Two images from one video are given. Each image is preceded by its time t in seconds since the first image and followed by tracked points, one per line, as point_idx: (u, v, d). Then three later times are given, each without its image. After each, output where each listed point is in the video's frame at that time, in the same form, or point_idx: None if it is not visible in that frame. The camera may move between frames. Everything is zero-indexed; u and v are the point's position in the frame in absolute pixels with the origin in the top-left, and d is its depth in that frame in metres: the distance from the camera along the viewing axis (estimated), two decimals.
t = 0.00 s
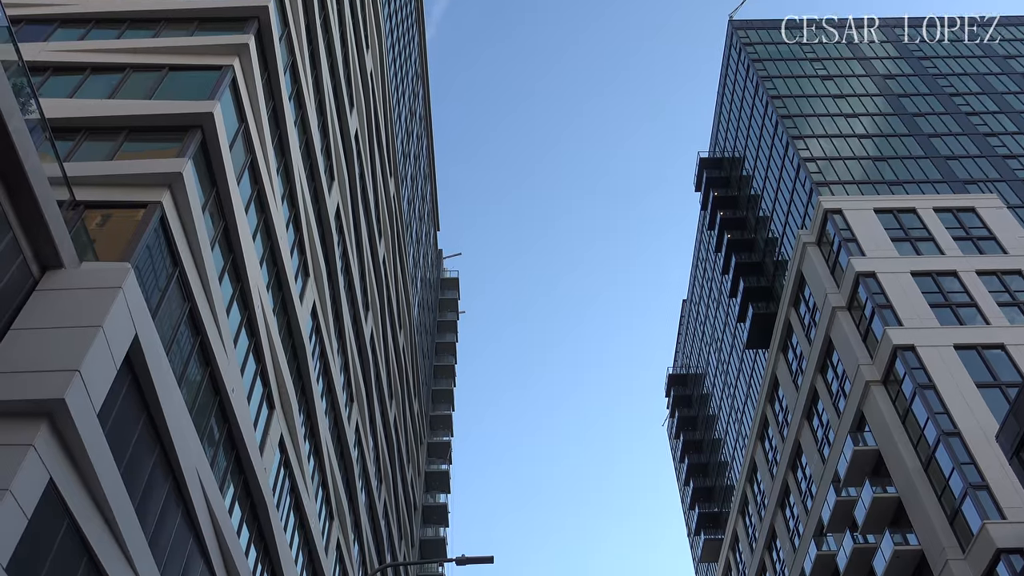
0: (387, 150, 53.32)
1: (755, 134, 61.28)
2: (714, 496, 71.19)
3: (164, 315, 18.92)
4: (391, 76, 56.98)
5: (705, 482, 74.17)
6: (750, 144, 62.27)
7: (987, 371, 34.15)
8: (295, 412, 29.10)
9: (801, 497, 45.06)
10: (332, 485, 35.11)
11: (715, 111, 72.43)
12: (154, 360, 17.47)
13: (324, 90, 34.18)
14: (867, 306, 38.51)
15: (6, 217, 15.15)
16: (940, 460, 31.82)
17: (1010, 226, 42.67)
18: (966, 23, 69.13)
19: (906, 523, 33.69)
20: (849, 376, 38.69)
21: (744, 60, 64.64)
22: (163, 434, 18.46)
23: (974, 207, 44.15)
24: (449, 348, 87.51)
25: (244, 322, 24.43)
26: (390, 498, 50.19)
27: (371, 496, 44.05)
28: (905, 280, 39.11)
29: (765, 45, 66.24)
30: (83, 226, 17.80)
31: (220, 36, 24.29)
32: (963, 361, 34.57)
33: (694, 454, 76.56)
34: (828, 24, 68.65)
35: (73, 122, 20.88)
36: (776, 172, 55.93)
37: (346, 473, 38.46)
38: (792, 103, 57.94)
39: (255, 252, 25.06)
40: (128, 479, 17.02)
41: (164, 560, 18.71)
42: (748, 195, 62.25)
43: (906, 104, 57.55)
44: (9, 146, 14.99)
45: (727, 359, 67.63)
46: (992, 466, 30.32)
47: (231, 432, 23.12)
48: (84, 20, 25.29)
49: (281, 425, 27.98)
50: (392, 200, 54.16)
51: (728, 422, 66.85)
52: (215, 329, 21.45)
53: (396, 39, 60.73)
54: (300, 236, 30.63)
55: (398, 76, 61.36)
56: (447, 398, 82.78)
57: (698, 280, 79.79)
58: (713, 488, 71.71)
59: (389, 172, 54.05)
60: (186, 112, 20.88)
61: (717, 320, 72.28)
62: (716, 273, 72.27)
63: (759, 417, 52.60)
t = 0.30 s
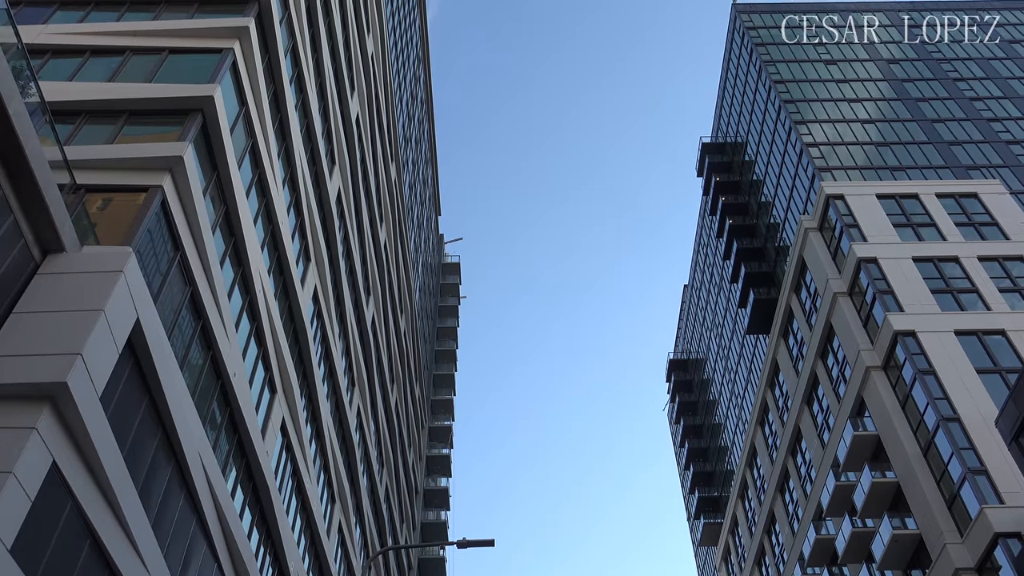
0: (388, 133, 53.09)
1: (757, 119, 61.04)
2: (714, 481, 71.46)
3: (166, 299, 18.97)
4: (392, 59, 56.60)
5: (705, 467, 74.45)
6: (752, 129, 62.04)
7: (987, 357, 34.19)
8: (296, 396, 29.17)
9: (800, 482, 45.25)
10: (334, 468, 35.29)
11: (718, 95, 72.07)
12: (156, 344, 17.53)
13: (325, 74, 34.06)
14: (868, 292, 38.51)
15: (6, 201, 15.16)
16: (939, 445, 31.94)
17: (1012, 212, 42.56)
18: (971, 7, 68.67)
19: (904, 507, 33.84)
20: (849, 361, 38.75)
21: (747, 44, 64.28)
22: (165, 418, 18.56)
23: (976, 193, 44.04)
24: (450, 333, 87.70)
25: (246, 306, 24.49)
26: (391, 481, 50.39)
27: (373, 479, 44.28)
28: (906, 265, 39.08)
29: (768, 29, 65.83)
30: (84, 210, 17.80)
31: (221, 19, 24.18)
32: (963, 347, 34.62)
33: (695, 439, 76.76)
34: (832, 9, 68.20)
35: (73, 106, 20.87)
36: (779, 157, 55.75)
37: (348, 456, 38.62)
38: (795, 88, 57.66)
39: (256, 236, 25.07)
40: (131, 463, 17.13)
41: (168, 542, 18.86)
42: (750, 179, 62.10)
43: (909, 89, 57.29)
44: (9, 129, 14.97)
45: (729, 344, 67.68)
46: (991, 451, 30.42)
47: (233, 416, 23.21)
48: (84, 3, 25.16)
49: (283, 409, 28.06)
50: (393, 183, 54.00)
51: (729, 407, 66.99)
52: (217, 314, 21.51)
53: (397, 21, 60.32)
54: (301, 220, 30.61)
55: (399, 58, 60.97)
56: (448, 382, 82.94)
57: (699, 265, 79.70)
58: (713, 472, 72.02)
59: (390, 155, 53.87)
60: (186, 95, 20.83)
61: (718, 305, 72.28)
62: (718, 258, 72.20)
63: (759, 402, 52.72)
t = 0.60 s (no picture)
0: (389, 115, 52.81)
1: (759, 102, 60.75)
2: (714, 464, 71.76)
3: (167, 282, 18.95)
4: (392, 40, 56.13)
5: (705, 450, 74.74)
6: (754, 113, 61.75)
7: (988, 342, 34.23)
8: (298, 379, 29.23)
9: (800, 466, 45.44)
10: (335, 451, 35.43)
11: (720, 78, 71.64)
12: (157, 327, 17.53)
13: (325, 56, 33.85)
14: (870, 277, 38.47)
15: (6, 183, 15.10)
16: (939, 430, 32.04)
17: (1015, 196, 42.44)
18: None
19: (903, 491, 33.99)
20: (850, 345, 38.79)
21: (750, 26, 63.85)
22: (167, 401, 18.61)
23: (979, 177, 43.91)
24: (451, 316, 87.73)
25: (247, 289, 24.50)
26: (392, 464, 50.55)
27: (375, 462, 44.46)
28: (908, 250, 39.02)
29: (771, 11, 65.35)
30: (85, 193, 17.75)
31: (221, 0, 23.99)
32: (964, 332, 34.65)
33: (695, 422, 77.03)
34: None
35: (74, 88, 20.75)
36: (781, 141, 55.53)
37: (348, 439, 38.71)
38: (798, 71, 57.35)
39: (257, 220, 25.03)
40: (134, 445, 17.19)
41: (170, 524, 18.96)
42: (752, 163, 61.90)
43: (912, 73, 56.98)
44: (9, 111, 14.89)
45: (729, 328, 67.71)
46: (990, 435, 30.51)
47: (234, 399, 23.27)
48: None
49: (284, 392, 28.11)
50: (394, 166, 53.78)
51: (729, 390, 67.12)
52: (218, 297, 21.50)
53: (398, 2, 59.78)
54: (302, 203, 30.53)
55: (399, 40, 60.49)
56: (449, 366, 83.05)
57: (700, 249, 79.65)
58: (713, 456, 72.29)
59: (390, 138, 53.61)
60: (186, 78, 20.70)
61: (719, 289, 72.25)
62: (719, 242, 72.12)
63: (759, 386, 52.83)
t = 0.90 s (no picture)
0: (389, 97, 52.46)
1: (761, 84, 60.38)
2: (713, 446, 72.01)
3: (168, 265, 18.88)
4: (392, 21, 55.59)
5: (705, 432, 75.00)
6: (756, 94, 61.39)
7: (989, 325, 34.24)
8: (298, 361, 29.21)
9: (799, 448, 45.63)
10: (336, 433, 35.51)
11: (721, 59, 71.14)
12: (158, 309, 17.48)
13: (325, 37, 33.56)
14: (871, 260, 38.40)
15: (8, 166, 15.00)
16: (939, 412, 32.11)
17: (1018, 179, 42.29)
18: None
19: (903, 474, 34.13)
20: (851, 328, 38.81)
21: (752, 8, 63.35)
22: (169, 382, 18.58)
23: (981, 160, 43.74)
24: (451, 299, 87.72)
25: (248, 271, 24.41)
26: (393, 446, 50.65)
27: (376, 444, 44.56)
28: (910, 233, 38.93)
29: None
30: (85, 175, 17.63)
31: None
32: (965, 315, 34.65)
33: (694, 404, 77.23)
34: None
35: (73, 70, 20.57)
36: (783, 123, 55.25)
37: (349, 421, 38.79)
38: (800, 53, 56.94)
39: (258, 201, 24.90)
40: (136, 426, 17.18)
41: (172, 504, 18.99)
42: (753, 146, 61.64)
43: (916, 54, 56.61)
44: (9, 92, 14.75)
45: (729, 310, 67.72)
46: (990, 418, 30.57)
47: (235, 380, 23.25)
48: None
49: (285, 374, 28.09)
50: (394, 148, 53.48)
51: (729, 372, 67.22)
52: (218, 278, 21.40)
53: None
54: (302, 185, 30.38)
55: (399, 21, 59.94)
56: (449, 348, 83.11)
57: (701, 231, 79.45)
58: (712, 438, 72.54)
59: (391, 120, 53.30)
60: (185, 59, 20.52)
61: (720, 272, 72.15)
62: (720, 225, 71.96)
63: (760, 369, 52.90)
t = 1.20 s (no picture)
0: (389, 76, 52.16)
1: (763, 64, 60.01)
2: (712, 427, 72.29)
3: (168, 245, 18.84)
4: None
5: (704, 412, 75.25)
6: (758, 74, 61.04)
7: (989, 307, 34.28)
8: (299, 341, 29.22)
9: (798, 428, 45.81)
10: (336, 413, 35.62)
11: (723, 39, 70.68)
12: (158, 290, 17.46)
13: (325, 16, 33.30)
14: (871, 241, 38.35)
15: (7, 146, 14.91)
16: (938, 394, 32.22)
17: (1020, 159, 42.16)
18: None
19: (901, 455, 34.28)
20: (850, 309, 38.83)
21: None
22: (169, 363, 18.60)
23: (983, 140, 43.58)
24: (451, 280, 87.70)
25: (247, 252, 24.37)
26: (393, 426, 50.80)
27: (376, 424, 44.70)
28: (911, 214, 38.86)
29: None
30: (85, 155, 17.53)
31: None
32: (965, 296, 34.66)
33: (694, 385, 77.42)
34: None
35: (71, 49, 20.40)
36: (784, 103, 54.94)
37: (349, 402, 38.94)
38: (803, 32, 56.49)
39: (258, 181, 24.81)
40: (137, 406, 17.22)
41: (173, 483, 19.08)
42: (754, 126, 61.35)
43: (919, 34, 56.22)
44: (8, 72, 14.65)
45: (729, 291, 67.72)
46: (989, 399, 30.66)
47: (236, 361, 23.29)
48: None
49: (285, 354, 28.12)
50: (394, 128, 53.25)
51: (729, 353, 67.32)
52: (218, 258, 21.36)
53: None
54: (302, 166, 30.27)
55: None
56: (449, 328, 83.23)
57: (701, 212, 79.28)
58: (711, 418, 72.80)
59: (390, 100, 53.01)
60: (184, 38, 20.36)
61: (720, 253, 72.07)
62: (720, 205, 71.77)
63: (759, 350, 53.00)
